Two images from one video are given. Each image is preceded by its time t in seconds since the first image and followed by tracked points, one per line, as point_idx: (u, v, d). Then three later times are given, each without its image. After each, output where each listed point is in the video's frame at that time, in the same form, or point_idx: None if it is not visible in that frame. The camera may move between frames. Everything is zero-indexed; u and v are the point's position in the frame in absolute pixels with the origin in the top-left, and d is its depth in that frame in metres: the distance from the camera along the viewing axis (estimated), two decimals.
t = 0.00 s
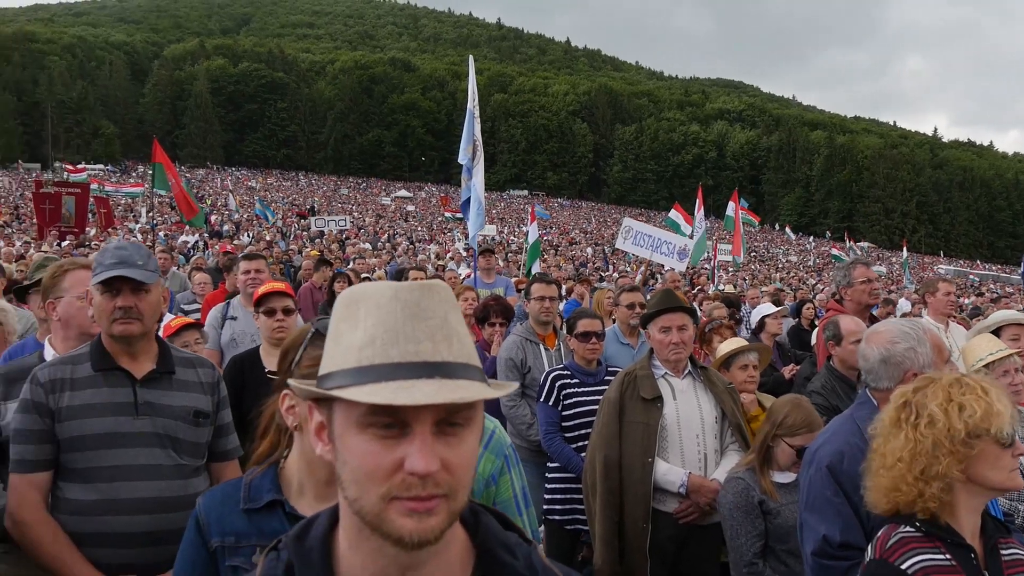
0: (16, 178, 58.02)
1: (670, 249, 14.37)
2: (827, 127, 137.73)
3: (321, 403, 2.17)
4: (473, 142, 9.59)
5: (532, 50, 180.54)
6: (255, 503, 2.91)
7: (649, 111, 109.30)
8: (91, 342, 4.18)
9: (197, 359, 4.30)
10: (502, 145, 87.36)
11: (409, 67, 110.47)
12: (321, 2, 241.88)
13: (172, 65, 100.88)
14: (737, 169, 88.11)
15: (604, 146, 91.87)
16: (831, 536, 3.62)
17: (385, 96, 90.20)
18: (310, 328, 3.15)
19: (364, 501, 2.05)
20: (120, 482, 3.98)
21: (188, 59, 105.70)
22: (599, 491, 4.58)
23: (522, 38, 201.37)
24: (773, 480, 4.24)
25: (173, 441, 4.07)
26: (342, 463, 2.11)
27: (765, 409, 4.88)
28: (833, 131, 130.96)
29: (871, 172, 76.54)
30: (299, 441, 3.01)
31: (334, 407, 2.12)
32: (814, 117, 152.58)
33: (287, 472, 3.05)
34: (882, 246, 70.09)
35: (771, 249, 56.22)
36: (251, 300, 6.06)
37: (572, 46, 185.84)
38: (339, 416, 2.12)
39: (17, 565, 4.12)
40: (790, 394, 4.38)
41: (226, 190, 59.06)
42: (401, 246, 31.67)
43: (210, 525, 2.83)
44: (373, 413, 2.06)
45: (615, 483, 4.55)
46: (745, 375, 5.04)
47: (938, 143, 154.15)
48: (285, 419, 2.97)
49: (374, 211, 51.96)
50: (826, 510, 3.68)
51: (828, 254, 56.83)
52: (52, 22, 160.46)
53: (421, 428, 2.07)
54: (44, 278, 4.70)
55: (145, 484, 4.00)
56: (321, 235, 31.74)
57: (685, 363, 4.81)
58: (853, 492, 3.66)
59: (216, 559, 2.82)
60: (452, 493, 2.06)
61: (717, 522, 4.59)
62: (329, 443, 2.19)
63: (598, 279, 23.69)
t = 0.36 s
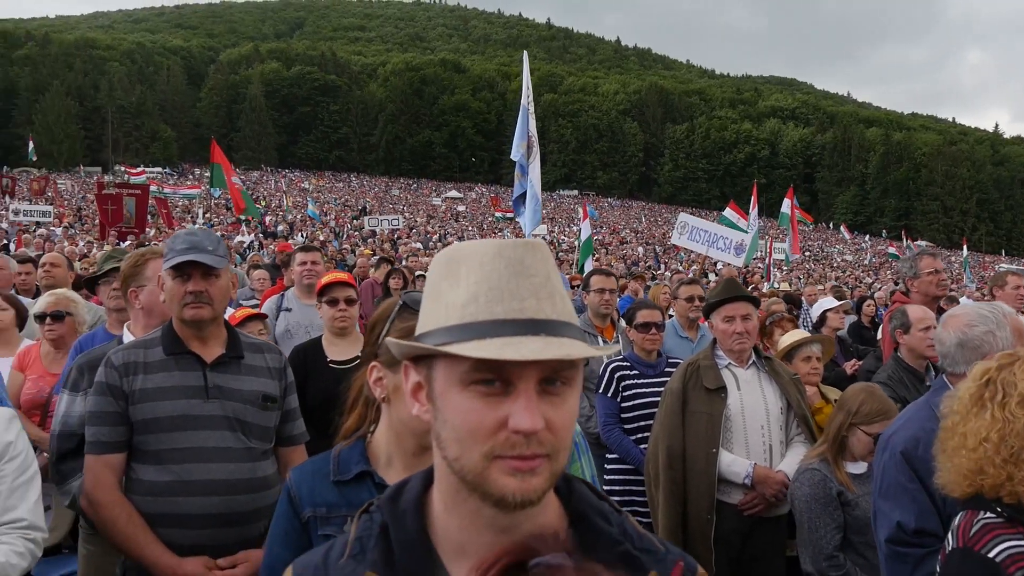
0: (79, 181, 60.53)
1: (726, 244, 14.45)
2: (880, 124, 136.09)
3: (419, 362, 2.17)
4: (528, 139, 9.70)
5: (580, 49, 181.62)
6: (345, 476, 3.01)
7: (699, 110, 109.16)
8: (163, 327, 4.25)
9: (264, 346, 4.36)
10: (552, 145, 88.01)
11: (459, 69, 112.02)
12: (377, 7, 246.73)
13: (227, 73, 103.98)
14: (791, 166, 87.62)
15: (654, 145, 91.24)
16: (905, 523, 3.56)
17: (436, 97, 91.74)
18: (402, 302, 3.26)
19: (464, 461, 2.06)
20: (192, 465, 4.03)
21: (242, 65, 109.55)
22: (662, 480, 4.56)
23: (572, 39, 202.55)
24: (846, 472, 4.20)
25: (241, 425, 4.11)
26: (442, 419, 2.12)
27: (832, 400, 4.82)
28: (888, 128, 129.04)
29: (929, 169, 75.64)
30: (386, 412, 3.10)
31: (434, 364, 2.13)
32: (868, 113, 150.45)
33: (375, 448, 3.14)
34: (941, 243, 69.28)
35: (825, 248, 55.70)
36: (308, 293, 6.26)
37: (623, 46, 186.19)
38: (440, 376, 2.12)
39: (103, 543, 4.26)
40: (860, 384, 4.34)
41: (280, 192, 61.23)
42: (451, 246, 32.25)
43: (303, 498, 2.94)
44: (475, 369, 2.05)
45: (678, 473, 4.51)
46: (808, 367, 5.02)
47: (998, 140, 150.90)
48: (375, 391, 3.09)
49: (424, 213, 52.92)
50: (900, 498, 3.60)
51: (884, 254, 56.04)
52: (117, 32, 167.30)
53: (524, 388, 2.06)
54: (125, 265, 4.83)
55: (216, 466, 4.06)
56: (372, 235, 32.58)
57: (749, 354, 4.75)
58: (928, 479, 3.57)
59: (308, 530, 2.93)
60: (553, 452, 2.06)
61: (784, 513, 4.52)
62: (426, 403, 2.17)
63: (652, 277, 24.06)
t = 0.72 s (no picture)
0: (136, 185, 63.44)
1: (782, 238, 14.35)
2: (937, 121, 133.10)
3: (506, 313, 2.18)
4: (580, 132, 9.76)
5: (629, 48, 181.98)
6: (427, 451, 3.08)
7: (749, 108, 108.21)
8: (224, 308, 4.29)
9: (323, 327, 4.39)
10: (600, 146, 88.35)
11: (507, 69, 113.32)
12: (426, 8, 251.57)
13: (276, 79, 107.12)
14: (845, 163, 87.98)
15: (704, 142, 91.42)
16: (979, 506, 3.47)
17: (483, 98, 92.89)
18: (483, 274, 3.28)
19: (555, 409, 2.06)
20: (254, 444, 4.05)
21: (293, 68, 112.72)
22: (724, 469, 4.61)
23: (619, 37, 204.23)
24: (920, 460, 4.32)
25: (301, 406, 4.13)
26: (532, 367, 2.10)
27: (897, 391, 4.81)
28: (944, 125, 126.30)
29: (987, 166, 73.70)
30: (469, 386, 3.18)
31: (523, 310, 2.12)
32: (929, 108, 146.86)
33: (456, 423, 3.20)
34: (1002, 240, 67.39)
35: (880, 246, 54.76)
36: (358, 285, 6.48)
37: (670, 44, 186.81)
38: (529, 323, 2.10)
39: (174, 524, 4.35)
40: (928, 369, 4.46)
41: (332, 192, 64.45)
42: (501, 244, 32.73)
43: (385, 474, 3.01)
44: (567, 312, 2.03)
45: (740, 462, 4.55)
46: (872, 356, 5.13)
47: None
48: (457, 363, 3.19)
49: (473, 214, 53.77)
50: (974, 480, 3.50)
51: (941, 251, 54.88)
52: (175, 38, 173.38)
53: (619, 335, 2.04)
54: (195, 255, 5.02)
55: (281, 446, 4.08)
56: (421, 235, 33.31)
57: (811, 341, 4.78)
58: (1002, 461, 3.46)
59: (390, 505, 2.98)
60: (650, 399, 2.05)
61: (849, 503, 4.54)
62: (515, 353, 2.16)
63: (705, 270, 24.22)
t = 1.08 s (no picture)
0: (193, 186, 66.36)
1: (840, 231, 14.18)
2: (998, 117, 130.19)
3: (586, 268, 2.17)
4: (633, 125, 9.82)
5: (678, 46, 182.49)
6: (498, 430, 3.10)
7: (801, 105, 107.34)
8: (283, 292, 4.33)
9: (381, 312, 4.42)
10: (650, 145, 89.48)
11: (556, 69, 114.88)
12: (478, 9, 256.24)
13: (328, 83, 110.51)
14: (901, 157, 87.67)
15: (754, 141, 91.19)
16: None
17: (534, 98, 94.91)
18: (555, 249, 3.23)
19: (637, 364, 2.03)
20: (314, 427, 4.06)
21: (344, 71, 115.71)
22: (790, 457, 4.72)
23: (669, 33, 205.95)
24: (997, 450, 4.35)
25: (360, 388, 4.15)
26: (614, 320, 2.07)
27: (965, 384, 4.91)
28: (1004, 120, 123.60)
29: None
30: (540, 363, 3.16)
31: (604, 260, 2.11)
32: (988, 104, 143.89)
33: (526, 403, 3.21)
34: None
35: (938, 243, 53.88)
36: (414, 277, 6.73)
37: (720, 42, 187.35)
38: (609, 276, 2.08)
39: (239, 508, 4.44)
40: (1001, 359, 4.53)
41: (385, 192, 66.91)
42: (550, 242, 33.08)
43: (456, 453, 3.03)
44: (652, 260, 2.01)
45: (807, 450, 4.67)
46: (941, 348, 5.27)
47: None
48: (528, 340, 3.16)
49: (523, 214, 55.18)
50: None
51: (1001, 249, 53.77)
52: (233, 44, 179.24)
53: (704, 284, 2.00)
54: (253, 241, 5.17)
55: (339, 429, 4.09)
56: (472, 233, 33.88)
57: (878, 330, 4.94)
58: None
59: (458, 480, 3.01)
60: (737, 353, 2.03)
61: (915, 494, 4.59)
62: (595, 308, 2.15)
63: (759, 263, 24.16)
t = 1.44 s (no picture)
0: (250, 186, 68.89)
1: (905, 226, 13.87)
2: None
3: (677, 217, 2.12)
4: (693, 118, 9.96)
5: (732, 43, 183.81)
6: (570, 404, 3.04)
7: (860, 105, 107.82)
8: (346, 276, 4.33)
9: (443, 296, 4.41)
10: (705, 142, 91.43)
11: (609, 69, 118.39)
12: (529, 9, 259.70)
13: (382, 84, 112.93)
14: (965, 155, 86.38)
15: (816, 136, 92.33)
16: None
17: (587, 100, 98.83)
18: (631, 219, 3.19)
19: (734, 314, 1.96)
20: (377, 409, 4.04)
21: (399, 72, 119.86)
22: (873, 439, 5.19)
23: (722, 31, 207.65)
24: None
25: (422, 371, 4.14)
26: (708, 267, 2.01)
27: None
28: None
29: None
30: (614, 335, 3.09)
31: (697, 207, 2.05)
32: None
33: (599, 376, 3.14)
34: None
35: (1001, 243, 53.45)
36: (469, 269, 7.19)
37: (775, 39, 188.20)
38: (704, 221, 2.03)
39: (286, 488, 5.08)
40: None
41: (444, 192, 70.71)
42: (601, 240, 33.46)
43: (528, 425, 2.99)
44: (749, 203, 1.95)
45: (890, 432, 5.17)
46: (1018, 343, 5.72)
47: None
48: (602, 313, 3.10)
49: (576, 212, 57.88)
50: None
51: None
52: (290, 46, 185.30)
53: (809, 227, 1.94)
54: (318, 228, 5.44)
55: (402, 411, 4.07)
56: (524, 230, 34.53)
57: (952, 319, 5.44)
58: None
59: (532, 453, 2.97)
60: (841, 300, 1.95)
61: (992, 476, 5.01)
62: (686, 257, 2.09)
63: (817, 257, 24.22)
